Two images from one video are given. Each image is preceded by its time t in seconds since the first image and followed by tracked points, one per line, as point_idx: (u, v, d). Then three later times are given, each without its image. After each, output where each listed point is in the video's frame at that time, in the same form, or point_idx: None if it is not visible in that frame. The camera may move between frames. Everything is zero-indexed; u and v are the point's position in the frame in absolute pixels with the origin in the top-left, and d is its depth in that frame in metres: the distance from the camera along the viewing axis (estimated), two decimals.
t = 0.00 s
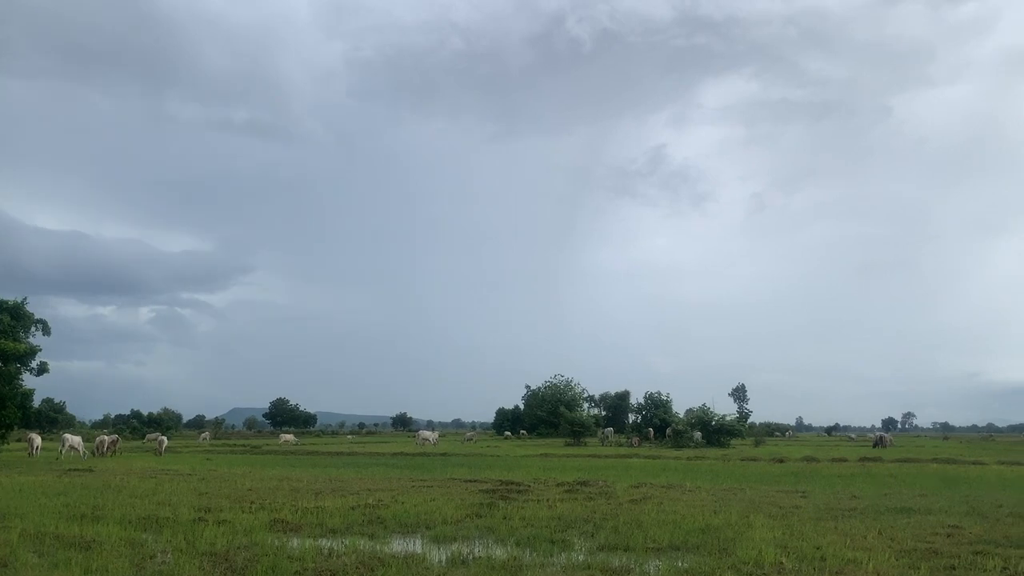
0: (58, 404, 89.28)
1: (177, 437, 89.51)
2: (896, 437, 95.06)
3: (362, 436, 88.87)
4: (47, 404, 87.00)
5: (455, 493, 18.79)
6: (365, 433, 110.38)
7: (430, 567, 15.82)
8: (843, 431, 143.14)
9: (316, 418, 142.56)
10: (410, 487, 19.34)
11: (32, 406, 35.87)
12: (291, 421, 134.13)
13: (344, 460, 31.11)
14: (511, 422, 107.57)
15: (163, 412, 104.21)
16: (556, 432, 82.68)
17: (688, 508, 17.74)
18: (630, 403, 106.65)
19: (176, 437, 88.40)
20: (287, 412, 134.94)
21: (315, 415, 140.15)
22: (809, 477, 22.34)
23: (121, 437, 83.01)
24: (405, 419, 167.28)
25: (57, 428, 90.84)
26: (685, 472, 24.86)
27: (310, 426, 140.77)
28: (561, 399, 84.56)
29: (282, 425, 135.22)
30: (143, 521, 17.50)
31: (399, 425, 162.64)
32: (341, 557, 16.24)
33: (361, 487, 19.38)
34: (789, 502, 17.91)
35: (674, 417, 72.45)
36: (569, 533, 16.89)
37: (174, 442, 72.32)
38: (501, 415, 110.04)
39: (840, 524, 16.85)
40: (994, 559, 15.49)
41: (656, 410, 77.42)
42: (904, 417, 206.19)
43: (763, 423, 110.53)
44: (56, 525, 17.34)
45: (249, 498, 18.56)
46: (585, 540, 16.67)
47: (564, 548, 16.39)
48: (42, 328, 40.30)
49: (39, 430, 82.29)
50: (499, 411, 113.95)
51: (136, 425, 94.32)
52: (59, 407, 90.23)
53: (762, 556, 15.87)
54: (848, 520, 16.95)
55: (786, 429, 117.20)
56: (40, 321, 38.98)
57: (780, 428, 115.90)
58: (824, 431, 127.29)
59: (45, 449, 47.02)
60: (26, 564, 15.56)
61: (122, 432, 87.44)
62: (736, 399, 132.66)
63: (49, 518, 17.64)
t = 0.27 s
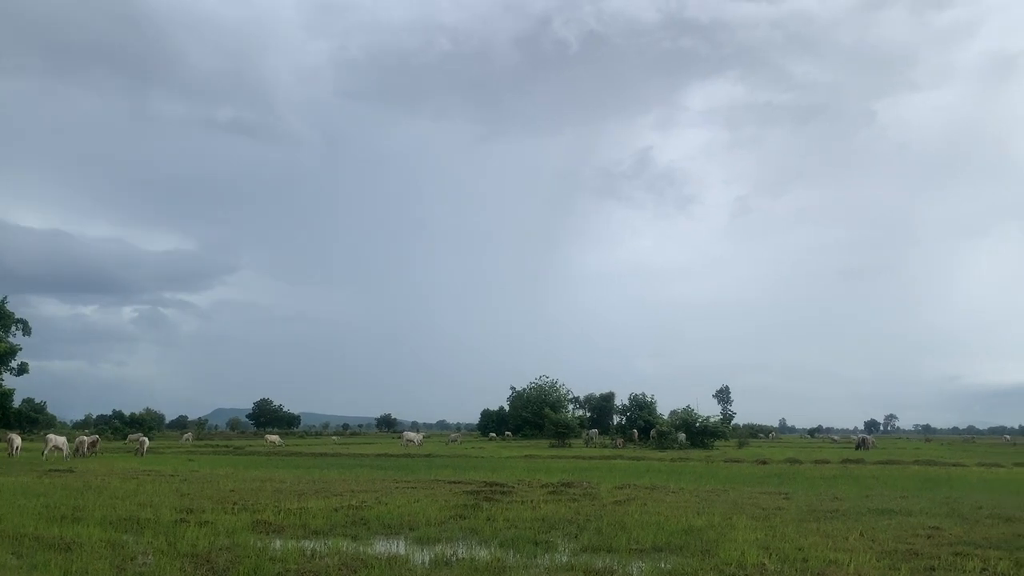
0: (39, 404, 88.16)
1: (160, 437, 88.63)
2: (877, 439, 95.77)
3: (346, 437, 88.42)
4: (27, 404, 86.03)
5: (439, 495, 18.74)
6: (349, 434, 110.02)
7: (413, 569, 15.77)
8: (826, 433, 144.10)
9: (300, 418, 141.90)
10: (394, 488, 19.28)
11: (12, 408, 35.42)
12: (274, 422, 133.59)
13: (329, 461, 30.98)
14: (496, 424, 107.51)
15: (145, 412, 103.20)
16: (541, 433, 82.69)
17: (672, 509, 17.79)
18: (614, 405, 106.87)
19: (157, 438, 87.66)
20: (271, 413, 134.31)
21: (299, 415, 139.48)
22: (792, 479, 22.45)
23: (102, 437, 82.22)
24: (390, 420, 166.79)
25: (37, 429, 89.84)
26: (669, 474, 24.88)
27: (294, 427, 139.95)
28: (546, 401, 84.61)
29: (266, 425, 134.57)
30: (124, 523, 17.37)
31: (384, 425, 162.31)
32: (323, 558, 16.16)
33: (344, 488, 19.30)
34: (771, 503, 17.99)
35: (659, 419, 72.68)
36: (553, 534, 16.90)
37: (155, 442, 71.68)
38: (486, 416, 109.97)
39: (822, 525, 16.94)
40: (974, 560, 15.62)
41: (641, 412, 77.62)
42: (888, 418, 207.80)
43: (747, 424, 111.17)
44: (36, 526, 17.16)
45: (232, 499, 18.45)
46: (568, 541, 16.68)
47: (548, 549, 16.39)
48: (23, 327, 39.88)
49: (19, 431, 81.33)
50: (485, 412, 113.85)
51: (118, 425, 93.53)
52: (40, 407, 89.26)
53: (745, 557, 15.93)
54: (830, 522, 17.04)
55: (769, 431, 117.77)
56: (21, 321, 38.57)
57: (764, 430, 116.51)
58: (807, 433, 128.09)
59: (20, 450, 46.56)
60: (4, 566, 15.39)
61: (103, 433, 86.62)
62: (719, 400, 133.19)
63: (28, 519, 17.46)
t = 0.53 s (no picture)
0: (18, 402, 86.96)
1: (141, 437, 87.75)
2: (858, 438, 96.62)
3: (329, 437, 87.91)
4: (7, 403, 85.07)
5: (423, 494, 18.69)
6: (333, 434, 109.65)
7: (395, 568, 15.72)
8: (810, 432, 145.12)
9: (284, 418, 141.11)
10: (377, 488, 19.22)
11: None
12: (258, 422, 132.98)
13: (313, 461, 30.84)
14: (480, 423, 107.47)
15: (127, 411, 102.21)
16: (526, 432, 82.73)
17: (655, 508, 17.83)
18: (599, 404, 107.08)
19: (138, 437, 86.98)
20: (254, 412, 133.59)
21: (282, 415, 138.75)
22: (773, 478, 22.56)
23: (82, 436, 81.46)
24: (374, 420, 166.39)
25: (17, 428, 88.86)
26: (653, 473, 24.93)
27: (277, 427, 139.19)
28: (530, 400, 84.66)
29: (250, 425, 133.84)
30: (104, 523, 17.23)
31: (368, 425, 161.93)
32: (305, 558, 16.09)
33: (327, 488, 19.22)
34: (754, 502, 18.06)
35: (643, 418, 72.92)
36: (536, 534, 16.89)
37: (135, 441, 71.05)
38: (470, 415, 109.89)
39: (804, 524, 17.02)
40: (953, 559, 15.74)
41: (624, 411, 77.83)
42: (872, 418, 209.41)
43: (730, 424, 111.76)
44: (14, 526, 16.98)
45: (214, 499, 18.33)
46: (551, 541, 16.68)
47: (530, 549, 16.39)
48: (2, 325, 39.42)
49: None
50: (469, 412, 113.69)
51: (99, 425, 92.72)
52: (21, 406, 88.33)
53: (727, 556, 15.98)
54: (811, 520, 17.14)
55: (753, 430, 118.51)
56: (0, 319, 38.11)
57: (747, 428, 117.18)
58: (791, 431, 129.00)
59: None
60: None
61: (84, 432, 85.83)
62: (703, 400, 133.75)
63: (6, 519, 17.27)
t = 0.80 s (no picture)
0: None
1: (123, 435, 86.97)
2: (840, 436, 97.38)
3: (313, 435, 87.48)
4: None
5: (408, 492, 18.66)
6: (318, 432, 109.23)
7: (380, 567, 15.68)
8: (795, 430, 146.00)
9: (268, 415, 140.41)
10: (362, 486, 19.17)
11: None
12: (242, 420, 132.45)
13: (299, 459, 30.71)
14: (465, 421, 107.37)
15: (109, 408, 101.32)
16: (511, 431, 82.71)
17: (640, 506, 17.86)
18: (584, 402, 107.31)
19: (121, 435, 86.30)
20: (238, 411, 132.90)
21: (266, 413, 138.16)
22: (758, 476, 22.65)
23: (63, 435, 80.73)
24: (359, 418, 165.94)
25: None
26: (638, 470, 24.98)
27: (261, 425, 138.51)
28: (515, 398, 84.67)
29: (234, 423, 133.11)
30: (86, 521, 17.10)
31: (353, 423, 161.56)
32: (289, 556, 16.02)
33: (312, 486, 19.14)
34: (738, 500, 18.12)
35: (628, 416, 73.11)
36: (521, 532, 16.89)
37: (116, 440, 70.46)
38: (456, 414, 109.78)
39: (787, 521, 17.11)
40: (935, 555, 15.86)
41: (610, 409, 78.01)
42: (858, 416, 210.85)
43: (714, 422, 112.35)
44: None
45: (197, 497, 18.23)
46: (536, 539, 16.68)
47: (515, 546, 16.38)
48: None
49: None
50: (455, 410, 113.50)
51: (82, 423, 91.94)
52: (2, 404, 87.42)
53: (711, 553, 16.03)
54: (794, 518, 17.23)
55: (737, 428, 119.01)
56: None
57: (731, 427, 117.50)
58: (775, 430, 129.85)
59: None
60: None
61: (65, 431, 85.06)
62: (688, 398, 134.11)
63: None
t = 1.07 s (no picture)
0: None
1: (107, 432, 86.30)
2: (824, 433, 98.08)
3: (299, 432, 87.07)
4: None
5: (395, 489, 18.65)
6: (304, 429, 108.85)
7: (366, 563, 15.65)
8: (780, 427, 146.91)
9: (254, 412, 139.75)
10: (349, 483, 19.15)
11: None
12: (228, 416, 131.87)
13: (286, 456, 30.62)
14: (453, 418, 107.32)
15: (94, 405, 100.53)
16: (498, 427, 82.73)
17: (626, 503, 17.92)
18: (571, 399, 107.46)
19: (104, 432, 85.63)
20: (224, 407, 132.29)
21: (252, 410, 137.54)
22: (743, 472, 22.76)
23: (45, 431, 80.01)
24: (345, 414, 165.51)
25: None
26: (624, 467, 25.03)
27: (248, 422, 137.90)
28: (502, 395, 84.67)
29: (220, 419, 132.50)
30: (70, 518, 17.00)
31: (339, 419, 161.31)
32: (275, 553, 15.98)
33: (298, 483, 19.11)
34: (723, 496, 18.21)
35: (614, 413, 73.28)
36: (507, 528, 16.91)
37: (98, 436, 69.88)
38: (443, 411, 109.70)
39: (772, 518, 17.20)
40: (918, 551, 15.98)
41: (597, 406, 78.18)
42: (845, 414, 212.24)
43: (700, 419, 112.87)
44: None
45: (183, 494, 18.16)
46: (522, 535, 16.71)
47: (502, 543, 16.39)
48: None
49: None
50: (442, 407, 113.34)
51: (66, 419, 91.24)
52: None
53: (697, 549, 16.10)
54: (779, 514, 17.32)
55: (723, 425, 119.56)
56: None
57: (717, 424, 118.00)
58: (761, 427, 130.63)
59: None
60: None
61: (48, 427, 84.36)
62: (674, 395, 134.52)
63: None
